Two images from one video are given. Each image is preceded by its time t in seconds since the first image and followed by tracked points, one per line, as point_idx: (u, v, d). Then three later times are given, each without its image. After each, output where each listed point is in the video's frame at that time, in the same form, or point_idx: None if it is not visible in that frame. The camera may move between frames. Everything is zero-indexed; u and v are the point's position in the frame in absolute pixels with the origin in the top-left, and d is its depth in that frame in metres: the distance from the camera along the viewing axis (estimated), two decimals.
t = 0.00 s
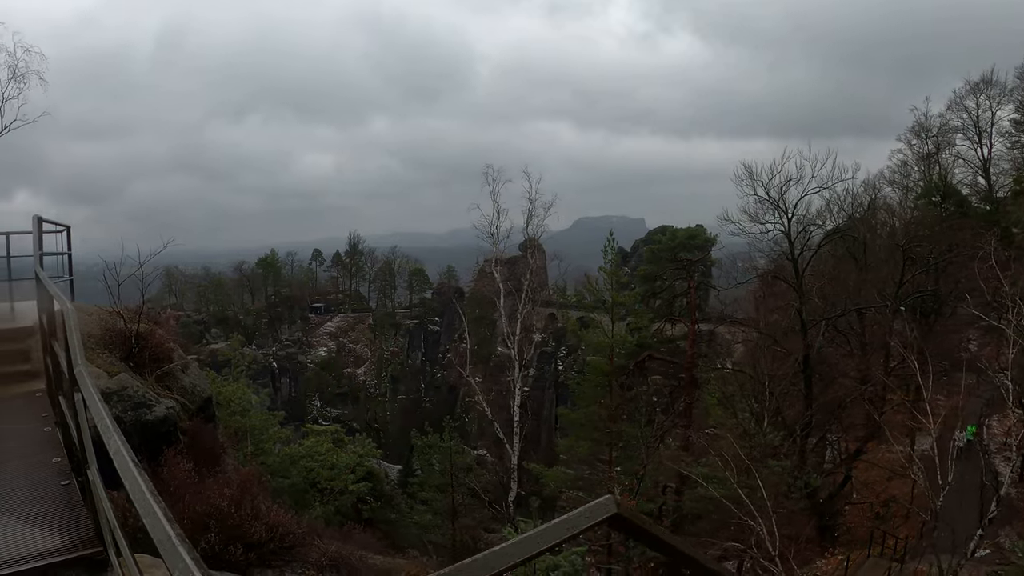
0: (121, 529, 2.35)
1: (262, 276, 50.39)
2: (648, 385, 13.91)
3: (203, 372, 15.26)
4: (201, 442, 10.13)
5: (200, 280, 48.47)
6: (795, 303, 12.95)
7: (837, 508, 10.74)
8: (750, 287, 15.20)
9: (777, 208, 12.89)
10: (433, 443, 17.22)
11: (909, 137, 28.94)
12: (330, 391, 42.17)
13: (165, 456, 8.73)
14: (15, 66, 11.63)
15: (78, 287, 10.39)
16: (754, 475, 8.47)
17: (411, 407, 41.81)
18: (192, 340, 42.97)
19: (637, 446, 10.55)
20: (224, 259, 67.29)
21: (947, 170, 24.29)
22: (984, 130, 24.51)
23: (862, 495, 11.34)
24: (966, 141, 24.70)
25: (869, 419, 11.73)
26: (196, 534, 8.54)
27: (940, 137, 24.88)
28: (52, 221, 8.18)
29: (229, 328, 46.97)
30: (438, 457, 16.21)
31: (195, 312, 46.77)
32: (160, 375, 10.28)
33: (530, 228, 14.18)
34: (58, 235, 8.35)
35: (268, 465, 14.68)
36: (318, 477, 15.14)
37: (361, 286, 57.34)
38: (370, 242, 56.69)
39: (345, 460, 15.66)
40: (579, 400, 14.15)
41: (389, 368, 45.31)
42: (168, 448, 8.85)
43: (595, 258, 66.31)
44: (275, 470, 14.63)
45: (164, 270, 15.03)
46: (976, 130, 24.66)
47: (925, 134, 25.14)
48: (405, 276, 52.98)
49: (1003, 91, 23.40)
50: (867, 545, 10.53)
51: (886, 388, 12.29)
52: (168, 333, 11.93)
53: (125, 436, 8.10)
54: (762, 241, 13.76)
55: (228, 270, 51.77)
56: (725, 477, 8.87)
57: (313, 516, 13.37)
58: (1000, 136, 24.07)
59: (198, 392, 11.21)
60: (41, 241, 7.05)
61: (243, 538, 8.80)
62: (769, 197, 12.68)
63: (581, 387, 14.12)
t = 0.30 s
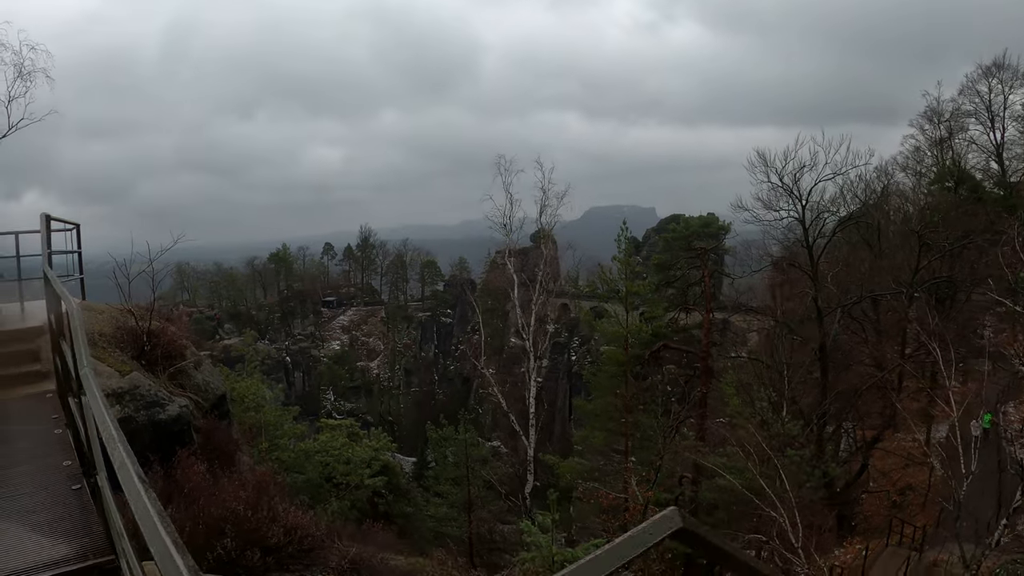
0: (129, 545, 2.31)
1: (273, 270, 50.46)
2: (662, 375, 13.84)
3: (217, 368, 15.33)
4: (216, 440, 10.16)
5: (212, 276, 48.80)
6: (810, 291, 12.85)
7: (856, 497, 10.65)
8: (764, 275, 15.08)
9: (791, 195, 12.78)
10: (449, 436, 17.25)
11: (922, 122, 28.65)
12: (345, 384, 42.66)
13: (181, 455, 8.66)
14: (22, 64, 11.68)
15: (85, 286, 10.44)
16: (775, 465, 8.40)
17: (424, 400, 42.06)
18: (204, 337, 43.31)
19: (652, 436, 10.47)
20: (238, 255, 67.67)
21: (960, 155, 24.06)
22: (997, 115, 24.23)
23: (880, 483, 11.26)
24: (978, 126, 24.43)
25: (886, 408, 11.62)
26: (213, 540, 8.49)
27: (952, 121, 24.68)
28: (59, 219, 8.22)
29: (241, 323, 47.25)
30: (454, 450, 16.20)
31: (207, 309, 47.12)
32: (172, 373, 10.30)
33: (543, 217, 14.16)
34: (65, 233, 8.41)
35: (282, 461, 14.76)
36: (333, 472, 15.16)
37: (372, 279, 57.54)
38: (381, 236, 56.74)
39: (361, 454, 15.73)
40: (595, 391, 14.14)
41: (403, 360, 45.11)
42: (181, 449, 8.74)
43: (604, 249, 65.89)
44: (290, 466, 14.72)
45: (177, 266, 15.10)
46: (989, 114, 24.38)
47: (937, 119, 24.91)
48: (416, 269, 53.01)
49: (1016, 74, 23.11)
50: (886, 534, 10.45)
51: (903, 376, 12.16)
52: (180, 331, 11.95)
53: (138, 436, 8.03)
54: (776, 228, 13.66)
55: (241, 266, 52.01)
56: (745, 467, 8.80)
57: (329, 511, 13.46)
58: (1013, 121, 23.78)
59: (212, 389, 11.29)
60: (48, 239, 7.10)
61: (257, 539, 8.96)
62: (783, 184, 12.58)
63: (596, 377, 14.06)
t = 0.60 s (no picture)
0: None
1: (273, 279, 50.47)
2: (664, 381, 13.76)
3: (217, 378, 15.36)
4: (216, 453, 10.11)
5: (213, 285, 49.02)
6: (813, 297, 12.83)
7: (860, 504, 10.60)
8: (765, 281, 15.05)
9: (792, 201, 12.79)
10: (451, 445, 17.22)
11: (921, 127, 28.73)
12: (346, 393, 42.74)
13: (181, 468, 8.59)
14: (21, 75, 11.71)
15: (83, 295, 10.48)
16: (781, 473, 8.35)
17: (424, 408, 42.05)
18: (204, 345, 43.27)
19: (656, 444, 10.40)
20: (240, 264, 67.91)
21: (959, 160, 24.11)
22: (997, 119, 24.29)
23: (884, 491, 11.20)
24: (978, 130, 24.49)
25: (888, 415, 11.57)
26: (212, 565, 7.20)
27: (952, 126, 24.76)
28: (58, 229, 8.26)
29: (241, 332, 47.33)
30: (455, 458, 16.15)
31: (208, 317, 47.23)
32: (172, 385, 10.31)
33: (544, 225, 14.18)
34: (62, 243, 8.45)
35: (282, 471, 14.73)
36: (334, 483, 15.16)
37: (372, 287, 57.63)
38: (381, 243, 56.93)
39: (363, 464, 15.67)
40: (597, 399, 14.11)
41: (403, 368, 45.51)
42: (180, 463, 8.64)
43: (604, 256, 65.91)
44: (290, 476, 14.68)
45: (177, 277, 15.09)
46: (988, 119, 24.44)
47: (936, 125, 25.01)
48: (415, 278, 53.10)
49: (1015, 79, 23.17)
50: (891, 542, 10.37)
51: (905, 381, 12.10)
52: (180, 341, 11.95)
53: (136, 450, 7.98)
54: (778, 234, 13.67)
55: (241, 274, 52.19)
56: (749, 475, 8.74)
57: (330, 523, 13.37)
58: (1012, 125, 23.84)
59: (212, 401, 11.28)
60: (46, 250, 7.13)
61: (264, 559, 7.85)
62: (784, 190, 12.59)
63: (598, 385, 14.00)
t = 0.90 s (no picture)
0: None
1: (258, 279, 50.80)
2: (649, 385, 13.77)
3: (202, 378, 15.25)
4: (200, 454, 10.00)
5: (198, 283, 48.60)
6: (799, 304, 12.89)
7: (845, 509, 10.62)
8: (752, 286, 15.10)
9: (780, 207, 12.88)
10: (435, 448, 17.14)
11: (907, 137, 29.13)
12: (329, 393, 42.08)
13: (165, 468, 8.51)
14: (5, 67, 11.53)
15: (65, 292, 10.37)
16: (765, 477, 8.37)
17: (408, 409, 41.94)
18: (188, 344, 42.67)
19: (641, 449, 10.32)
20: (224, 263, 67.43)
21: (946, 169, 24.43)
22: (983, 129, 24.61)
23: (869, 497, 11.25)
24: (964, 139, 24.82)
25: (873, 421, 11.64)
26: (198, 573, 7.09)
27: (938, 135, 25.08)
28: (43, 225, 8.19)
29: (224, 331, 46.57)
30: (439, 460, 16.08)
31: (192, 315, 46.77)
32: (156, 385, 10.22)
33: (532, 228, 14.18)
34: (46, 239, 8.36)
35: (266, 473, 14.61)
36: (319, 485, 15.03)
37: (357, 288, 57.51)
38: (367, 244, 56.86)
39: (347, 465, 15.56)
40: (583, 402, 14.10)
41: (387, 369, 45.48)
42: (163, 464, 8.54)
43: (590, 261, 66.07)
44: (274, 478, 14.57)
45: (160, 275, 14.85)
46: (975, 128, 24.77)
47: (923, 133, 25.35)
48: (401, 280, 53.22)
49: (1001, 88, 23.49)
50: (876, 548, 10.41)
51: (890, 387, 12.17)
52: (164, 340, 11.86)
53: (119, 450, 7.89)
54: (765, 240, 13.76)
55: (226, 273, 51.87)
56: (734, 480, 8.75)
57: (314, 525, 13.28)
58: (998, 135, 24.18)
59: (196, 401, 11.13)
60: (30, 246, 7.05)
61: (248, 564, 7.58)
62: (772, 196, 12.67)
63: (583, 388, 13.99)
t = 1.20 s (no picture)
0: None
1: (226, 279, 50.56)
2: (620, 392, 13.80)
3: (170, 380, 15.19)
4: (171, 459, 9.77)
5: (166, 283, 47.81)
6: (770, 313, 13.04)
7: (815, 517, 10.76)
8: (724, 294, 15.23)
9: (752, 216, 13.03)
10: (404, 453, 17.05)
11: (877, 149, 29.77)
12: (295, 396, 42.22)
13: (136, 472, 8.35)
14: None
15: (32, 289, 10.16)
16: (737, 485, 8.45)
17: (374, 413, 41.72)
18: (156, 345, 41.73)
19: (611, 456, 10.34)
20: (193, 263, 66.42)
21: (914, 181, 25.00)
22: (952, 142, 25.21)
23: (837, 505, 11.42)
24: (934, 152, 25.41)
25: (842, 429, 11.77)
26: None
27: (908, 148, 25.67)
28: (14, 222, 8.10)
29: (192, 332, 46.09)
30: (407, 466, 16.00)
31: (160, 316, 45.93)
32: (125, 387, 10.12)
33: (505, 233, 14.20)
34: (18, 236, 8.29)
35: (235, 477, 14.51)
36: (287, 489, 14.78)
37: (324, 291, 57.06)
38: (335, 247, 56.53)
39: (316, 470, 15.34)
40: (551, 408, 14.10)
41: (354, 373, 45.47)
42: (134, 469, 8.43)
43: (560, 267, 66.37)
44: (243, 483, 14.40)
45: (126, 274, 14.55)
46: (944, 142, 25.38)
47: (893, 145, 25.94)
48: (369, 284, 53.28)
49: (970, 104, 24.12)
50: (844, 555, 10.57)
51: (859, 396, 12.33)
52: (134, 341, 11.71)
53: (88, 454, 7.77)
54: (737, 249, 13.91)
55: (193, 274, 51.37)
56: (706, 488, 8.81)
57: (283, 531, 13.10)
58: (966, 149, 24.80)
59: (165, 404, 10.94)
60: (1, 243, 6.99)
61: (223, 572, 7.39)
62: (745, 205, 12.82)
63: (553, 395, 13.96)
